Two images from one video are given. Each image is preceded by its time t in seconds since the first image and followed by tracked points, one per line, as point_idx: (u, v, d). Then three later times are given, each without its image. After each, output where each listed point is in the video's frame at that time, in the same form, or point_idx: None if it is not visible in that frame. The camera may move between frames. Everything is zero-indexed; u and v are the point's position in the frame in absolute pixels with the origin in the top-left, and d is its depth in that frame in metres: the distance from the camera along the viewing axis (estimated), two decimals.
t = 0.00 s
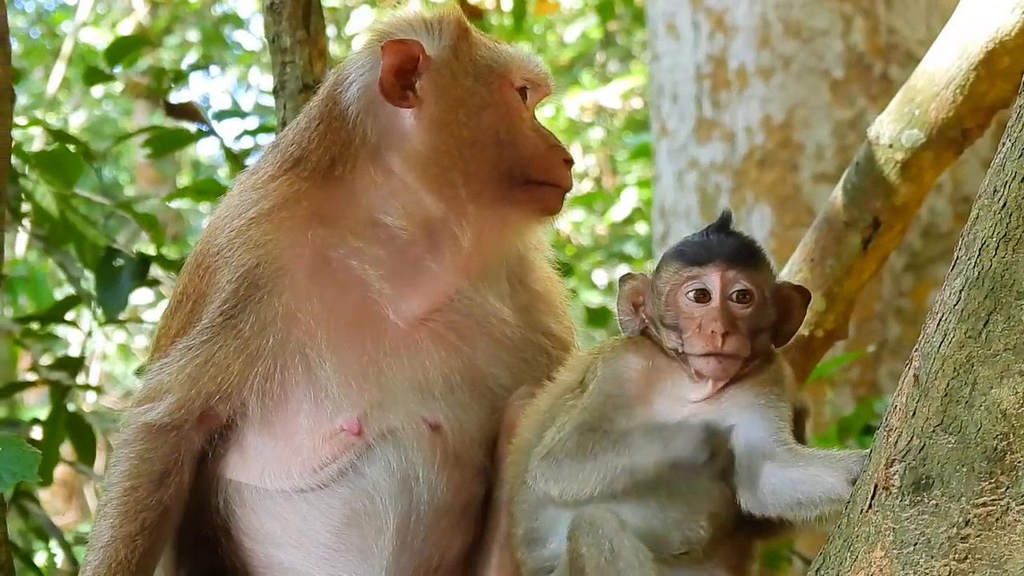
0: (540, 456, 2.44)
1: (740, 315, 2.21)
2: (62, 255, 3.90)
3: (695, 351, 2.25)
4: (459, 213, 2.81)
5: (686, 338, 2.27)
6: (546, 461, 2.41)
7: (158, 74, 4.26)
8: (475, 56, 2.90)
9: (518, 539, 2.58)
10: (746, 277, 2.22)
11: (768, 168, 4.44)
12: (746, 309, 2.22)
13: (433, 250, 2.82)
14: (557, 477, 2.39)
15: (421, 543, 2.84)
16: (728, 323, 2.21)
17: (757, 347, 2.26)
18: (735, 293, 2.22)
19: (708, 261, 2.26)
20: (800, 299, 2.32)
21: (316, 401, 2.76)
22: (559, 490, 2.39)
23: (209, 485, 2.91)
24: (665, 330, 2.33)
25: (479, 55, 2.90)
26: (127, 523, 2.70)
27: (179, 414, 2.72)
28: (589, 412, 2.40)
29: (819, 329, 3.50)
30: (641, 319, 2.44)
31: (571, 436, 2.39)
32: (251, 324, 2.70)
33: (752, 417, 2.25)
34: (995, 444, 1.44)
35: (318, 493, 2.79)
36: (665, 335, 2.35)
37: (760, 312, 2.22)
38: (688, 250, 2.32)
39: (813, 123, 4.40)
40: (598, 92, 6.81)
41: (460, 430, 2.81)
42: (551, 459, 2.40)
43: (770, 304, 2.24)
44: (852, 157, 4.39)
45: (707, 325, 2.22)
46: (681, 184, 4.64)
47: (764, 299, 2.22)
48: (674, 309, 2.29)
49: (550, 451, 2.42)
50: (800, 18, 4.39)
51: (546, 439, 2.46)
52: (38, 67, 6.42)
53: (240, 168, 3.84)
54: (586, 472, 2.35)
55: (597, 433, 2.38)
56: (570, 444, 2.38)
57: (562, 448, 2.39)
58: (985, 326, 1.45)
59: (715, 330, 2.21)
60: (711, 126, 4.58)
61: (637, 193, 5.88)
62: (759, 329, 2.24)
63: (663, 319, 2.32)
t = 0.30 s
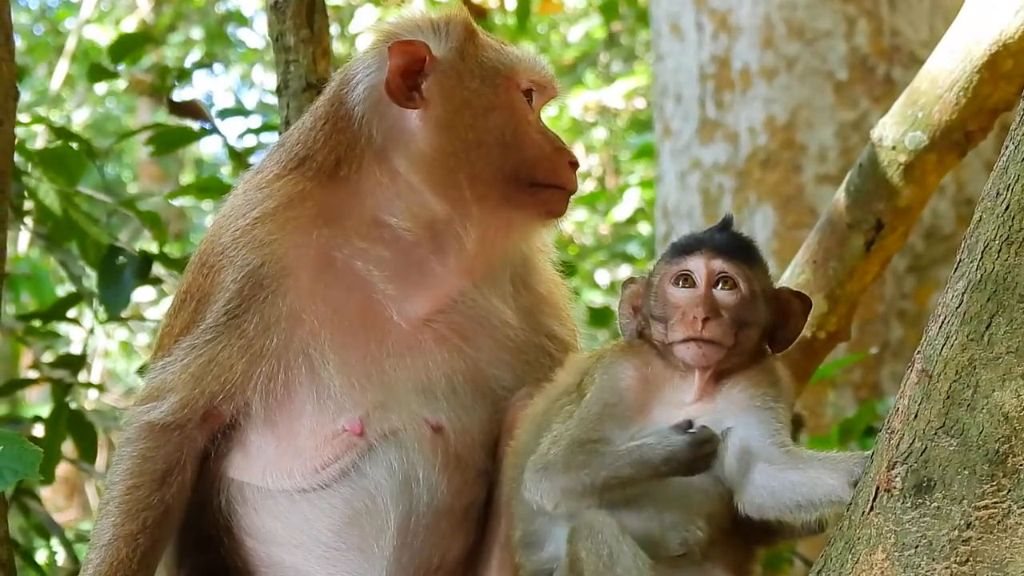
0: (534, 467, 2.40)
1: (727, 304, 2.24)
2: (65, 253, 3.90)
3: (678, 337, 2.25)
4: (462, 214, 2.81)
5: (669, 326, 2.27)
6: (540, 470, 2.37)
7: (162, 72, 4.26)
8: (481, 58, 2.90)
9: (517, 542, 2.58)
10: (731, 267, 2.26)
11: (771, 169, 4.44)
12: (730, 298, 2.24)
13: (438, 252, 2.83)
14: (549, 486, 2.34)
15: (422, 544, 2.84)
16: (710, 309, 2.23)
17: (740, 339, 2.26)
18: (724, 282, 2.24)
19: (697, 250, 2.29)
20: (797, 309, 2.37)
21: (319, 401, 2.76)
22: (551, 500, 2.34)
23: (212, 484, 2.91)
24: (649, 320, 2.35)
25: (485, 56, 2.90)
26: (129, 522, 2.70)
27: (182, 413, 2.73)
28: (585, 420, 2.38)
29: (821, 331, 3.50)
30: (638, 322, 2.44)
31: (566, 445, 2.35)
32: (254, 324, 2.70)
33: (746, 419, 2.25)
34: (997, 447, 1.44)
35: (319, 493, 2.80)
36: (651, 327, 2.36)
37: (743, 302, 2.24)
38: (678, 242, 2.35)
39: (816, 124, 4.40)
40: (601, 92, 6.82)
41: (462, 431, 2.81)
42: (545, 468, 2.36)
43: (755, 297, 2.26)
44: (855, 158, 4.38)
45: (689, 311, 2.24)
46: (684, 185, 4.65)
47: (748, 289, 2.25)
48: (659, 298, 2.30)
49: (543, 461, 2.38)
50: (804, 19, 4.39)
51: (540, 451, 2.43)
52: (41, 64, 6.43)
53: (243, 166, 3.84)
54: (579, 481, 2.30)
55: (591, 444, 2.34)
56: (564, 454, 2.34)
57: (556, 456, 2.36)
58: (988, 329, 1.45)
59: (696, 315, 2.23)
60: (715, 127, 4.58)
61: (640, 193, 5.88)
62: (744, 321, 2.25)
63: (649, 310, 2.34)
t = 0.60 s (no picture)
0: (536, 472, 2.41)
1: (742, 333, 2.20)
2: (66, 253, 3.89)
3: (705, 374, 2.24)
4: (463, 214, 2.81)
5: (695, 361, 2.26)
6: (542, 474, 2.39)
7: (163, 72, 4.26)
8: (482, 58, 2.90)
9: (520, 545, 2.58)
10: (750, 294, 2.22)
11: (773, 167, 4.44)
12: (752, 327, 2.21)
13: (440, 251, 2.83)
14: (552, 490, 2.35)
15: (425, 544, 2.84)
16: (738, 345, 2.20)
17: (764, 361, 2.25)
18: (737, 311, 2.21)
19: (707, 279, 2.26)
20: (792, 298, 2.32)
21: (322, 401, 2.76)
22: (553, 504, 2.35)
23: (215, 485, 2.92)
24: (670, 351, 2.34)
25: (486, 56, 2.90)
26: (133, 523, 2.70)
27: (184, 414, 2.73)
28: (589, 426, 2.39)
29: (824, 329, 3.50)
30: (638, 334, 2.43)
31: (570, 452, 2.37)
32: (256, 325, 2.70)
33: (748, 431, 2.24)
34: (1001, 446, 1.45)
35: (322, 493, 2.80)
36: (670, 356, 2.34)
37: (765, 328, 2.22)
38: (684, 268, 2.32)
39: (818, 122, 4.40)
40: (602, 90, 6.82)
41: (465, 432, 2.81)
42: (547, 473, 2.38)
43: (773, 317, 2.24)
44: (857, 155, 4.38)
45: (718, 348, 2.21)
46: (686, 183, 4.65)
47: (768, 314, 2.22)
48: (680, 332, 2.29)
49: (546, 466, 2.39)
50: (805, 17, 4.39)
51: (542, 454, 2.44)
52: (42, 65, 6.42)
53: (246, 166, 3.84)
54: (584, 490, 2.31)
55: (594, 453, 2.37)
56: (569, 461, 2.35)
57: (559, 463, 2.37)
58: (992, 328, 1.45)
59: (726, 353, 2.20)
60: (716, 125, 4.58)
61: (642, 192, 5.88)
62: (767, 345, 2.23)
63: (670, 342, 2.32)
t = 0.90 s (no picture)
0: (547, 473, 2.41)
1: (747, 340, 2.21)
2: (67, 252, 3.89)
3: (709, 381, 2.26)
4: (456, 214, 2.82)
5: (700, 367, 2.28)
6: (553, 477, 2.39)
7: (166, 71, 4.26)
8: (472, 56, 2.87)
9: (529, 541, 2.58)
10: (758, 302, 2.22)
11: (775, 166, 4.44)
12: (759, 336, 2.21)
13: (434, 252, 2.83)
14: (562, 494, 2.36)
15: (429, 541, 2.84)
16: (742, 354, 2.21)
17: (773, 369, 2.25)
18: (741, 319, 2.21)
19: (718, 286, 2.26)
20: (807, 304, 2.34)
21: (324, 399, 2.76)
22: (562, 507, 2.36)
23: (217, 483, 2.92)
24: (679, 355, 2.34)
25: (479, 54, 2.88)
26: (136, 522, 2.71)
27: (187, 412, 2.73)
28: (602, 429, 2.39)
29: (827, 328, 3.50)
30: (650, 334, 2.45)
31: (583, 457, 2.37)
32: (258, 323, 2.70)
33: (757, 436, 2.24)
34: (1004, 444, 1.45)
35: (326, 491, 2.80)
36: (677, 360, 2.35)
37: (773, 336, 2.22)
38: (699, 271, 2.32)
39: (820, 121, 4.40)
40: (604, 89, 6.83)
41: (468, 430, 2.82)
42: (559, 476, 2.38)
43: (782, 326, 2.23)
44: (859, 155, 4.38)
45: (722, 356, 2.23)
46: (688, 183, 4.65)
47: (776, 323, 2.21)
48: (688, 337, 2.30)
49: (557, 468, 2.39)
50: (807, 16, 4.39)
51: (553, 455, 2.44)
52: (44, 64, 6.43)
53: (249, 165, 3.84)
54: (596, 498, 2.32)
55: (606, 460, 2.37)
56: (581, 466, 2.35)
57: (572, 467, 2.37)
58: (995, 325, 1.44)
59: (729, 362, 2.22)
60: (718, 124, 4.58)
61: (644, 191, 5.89)
62: (774, 353, 2.23)
63: (676, 345, 2.33)
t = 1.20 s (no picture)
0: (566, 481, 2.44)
1: (748, 343, 2.21)
2: (71, 253, 3.88)
3: (708, 378, 2.27)
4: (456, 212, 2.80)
5: (700, 363, 2.28)
6: (576, 497, 2.41)
7: (168, 72, 4.27)
8: (461, 53, 2.88)
9: (530, 544, 2.62)
10: (766, 306, 2.22)
11: (778, 167, 4.44)
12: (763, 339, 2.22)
13: (433, 252, 2.82)
14: (589, 516, 2.40)
15: (433, 541, 2.84)
16: (744, 356, 2.21)
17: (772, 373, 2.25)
18: (747, 321, 2.21)
19: (730, 283, 2.26)
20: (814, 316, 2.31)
21: (327, 399, 2.76)
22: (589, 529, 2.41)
23: (220, 483, 2.92)
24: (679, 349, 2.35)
25: (469, 50, 2.88)
26: (138, 522, 2.71)
27: (190, 411, 2.73)
28: (612, 439, 2.39)
29: (830, 329, 3.50)
30: (653, 325, 2.43)
31: (602, 476, 2.38)
32: (261, 323, 2.71)
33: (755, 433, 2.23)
34: (1007, 445, 1.44)
35: (328, 491, 2.79)
36: (678, 354, 2.36)
37: (776, 341, 2.22)
38: (714, 266, 2.31)
39: (823, 122, 4.40)
40: (607, 90, 6.83)
41: (471, 429, 2.81)
42: (581, 496, 2.40)
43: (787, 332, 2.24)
44: (862, 156, 4.38)
45: (723, 354, 2.23)
46: (690, 184, 4.64)
47: (781, 329, 2.22)
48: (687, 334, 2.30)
49: (577, 487, 2.41)
50: (810, 17, 4.39)
51: (567, 470, 2.45)
52: (47, 64, 6.43)
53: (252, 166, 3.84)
54: (621, 525, 2.37)
55: (627, 478, 2.36)
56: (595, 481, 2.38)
57: (593, 489, 2.38)
58: (998, 327, 1.44)
59: (729, 362, 2.22)
60: (721, 125, 4.58)
61: (646, 192, 5.89)
62: (775, 358, 2.24)
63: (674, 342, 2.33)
